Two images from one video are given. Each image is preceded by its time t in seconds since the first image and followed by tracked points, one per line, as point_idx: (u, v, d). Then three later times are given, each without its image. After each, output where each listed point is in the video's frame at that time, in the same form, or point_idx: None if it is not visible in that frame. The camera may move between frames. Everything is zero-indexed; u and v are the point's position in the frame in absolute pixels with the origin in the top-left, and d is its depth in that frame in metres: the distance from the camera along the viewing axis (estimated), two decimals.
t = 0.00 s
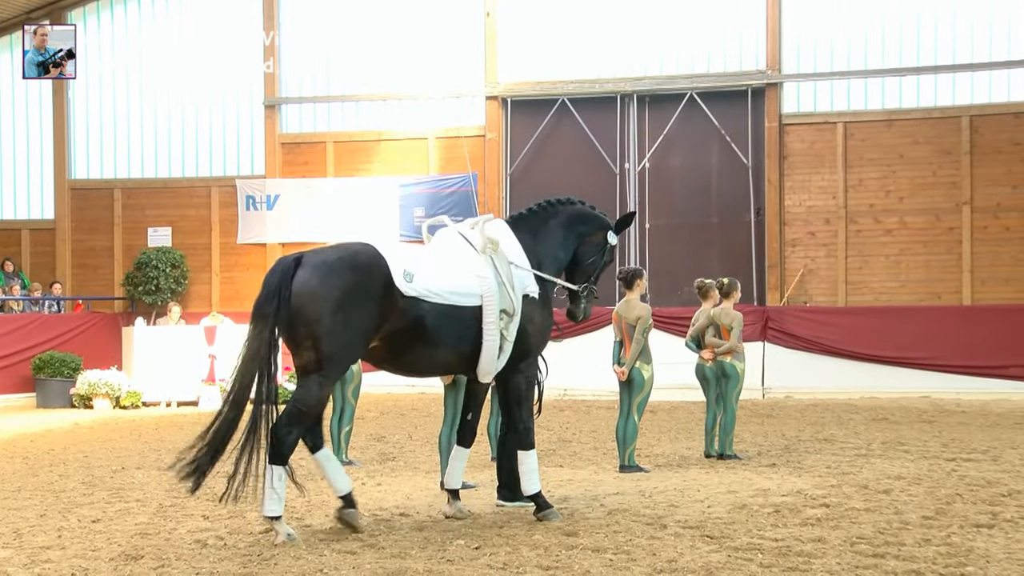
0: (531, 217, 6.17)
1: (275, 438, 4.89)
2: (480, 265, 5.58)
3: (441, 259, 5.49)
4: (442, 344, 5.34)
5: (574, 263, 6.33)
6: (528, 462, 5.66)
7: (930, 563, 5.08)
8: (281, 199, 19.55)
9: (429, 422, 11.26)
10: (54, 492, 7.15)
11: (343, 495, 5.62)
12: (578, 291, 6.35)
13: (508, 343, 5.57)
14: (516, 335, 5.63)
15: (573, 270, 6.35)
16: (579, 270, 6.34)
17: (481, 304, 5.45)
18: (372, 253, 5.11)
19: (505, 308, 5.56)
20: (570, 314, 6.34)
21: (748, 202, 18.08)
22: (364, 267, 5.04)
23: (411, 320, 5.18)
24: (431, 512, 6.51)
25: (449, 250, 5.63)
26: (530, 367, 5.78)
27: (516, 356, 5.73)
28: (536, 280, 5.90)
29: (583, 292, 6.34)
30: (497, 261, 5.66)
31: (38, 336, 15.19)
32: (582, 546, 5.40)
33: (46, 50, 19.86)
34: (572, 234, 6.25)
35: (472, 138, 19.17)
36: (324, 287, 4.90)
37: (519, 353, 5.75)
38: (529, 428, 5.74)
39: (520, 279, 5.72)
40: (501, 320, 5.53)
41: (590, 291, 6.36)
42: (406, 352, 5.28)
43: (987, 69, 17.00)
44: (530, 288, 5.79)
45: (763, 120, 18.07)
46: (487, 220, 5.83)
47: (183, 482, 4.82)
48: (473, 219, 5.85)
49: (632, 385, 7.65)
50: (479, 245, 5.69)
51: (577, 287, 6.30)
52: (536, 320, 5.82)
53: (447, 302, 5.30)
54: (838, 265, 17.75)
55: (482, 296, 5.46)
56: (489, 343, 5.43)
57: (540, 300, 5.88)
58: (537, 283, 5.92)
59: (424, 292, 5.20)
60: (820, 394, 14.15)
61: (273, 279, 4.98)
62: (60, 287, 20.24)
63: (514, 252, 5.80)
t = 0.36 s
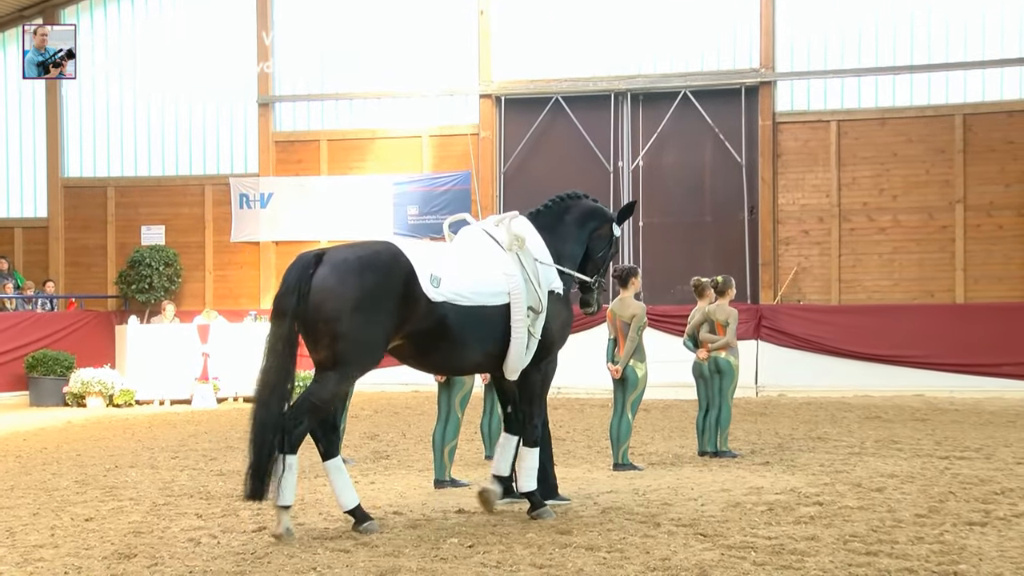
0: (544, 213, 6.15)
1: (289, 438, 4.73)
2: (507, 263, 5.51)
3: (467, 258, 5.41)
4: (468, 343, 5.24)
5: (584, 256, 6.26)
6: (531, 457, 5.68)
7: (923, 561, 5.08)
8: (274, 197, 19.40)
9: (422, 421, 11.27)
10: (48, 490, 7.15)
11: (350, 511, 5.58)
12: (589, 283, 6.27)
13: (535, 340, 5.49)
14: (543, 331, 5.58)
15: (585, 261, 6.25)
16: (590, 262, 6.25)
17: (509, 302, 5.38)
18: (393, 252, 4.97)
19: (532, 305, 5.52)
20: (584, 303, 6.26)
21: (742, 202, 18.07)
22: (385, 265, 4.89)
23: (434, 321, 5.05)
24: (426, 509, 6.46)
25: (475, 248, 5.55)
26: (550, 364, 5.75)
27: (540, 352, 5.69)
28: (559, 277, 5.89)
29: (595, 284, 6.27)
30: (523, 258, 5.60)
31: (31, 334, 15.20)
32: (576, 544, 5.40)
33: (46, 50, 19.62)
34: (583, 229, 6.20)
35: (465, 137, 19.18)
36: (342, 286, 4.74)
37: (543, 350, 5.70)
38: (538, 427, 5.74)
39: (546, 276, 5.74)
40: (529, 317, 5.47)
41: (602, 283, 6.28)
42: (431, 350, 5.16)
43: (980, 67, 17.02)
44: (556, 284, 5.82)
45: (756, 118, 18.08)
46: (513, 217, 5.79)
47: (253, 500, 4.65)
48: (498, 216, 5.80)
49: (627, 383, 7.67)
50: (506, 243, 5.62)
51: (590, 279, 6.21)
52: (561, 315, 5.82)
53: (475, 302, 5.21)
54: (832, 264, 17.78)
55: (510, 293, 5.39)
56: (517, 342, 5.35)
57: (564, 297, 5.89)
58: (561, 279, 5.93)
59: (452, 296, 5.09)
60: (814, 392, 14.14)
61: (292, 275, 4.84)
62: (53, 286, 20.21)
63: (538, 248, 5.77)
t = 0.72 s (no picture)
0: (542, 214, 6.05)
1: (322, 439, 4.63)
2: (513, 260, 5.36)
3: (474, 254, 5.23)
4: (474, 344, 5.08)
5: (579, 262, 6.13)
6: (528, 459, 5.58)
7: (924, 563, 4.99)
8: (266, 195, 19.49)
9: (416, 421, 11.17)
10: (36, 492, 7.05)
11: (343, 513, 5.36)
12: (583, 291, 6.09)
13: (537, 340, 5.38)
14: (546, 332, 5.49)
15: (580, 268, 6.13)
16: (584, 269, 6.14)
17: (514, 301, 5.23)
18: (402, 248, 4.86)
19: (536, 305, 5.40)
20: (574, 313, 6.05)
21: (740, 199, 18.00)
22: (395, 259, 4.79)
23: (445, 319, 4.89)
24: (420, 511, 6.33)
25: (481, 244, 5.38)
26: (552, 365, 5.69)
27: (542, 352, 5.61)
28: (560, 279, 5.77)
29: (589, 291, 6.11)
30: (528, 256, 5.48)
31: (18, 334, 15.25)
32: (572, 547, 5.30)
33: (46, 50, 19.59)
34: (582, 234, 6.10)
35: (460, 133, 19.07)
36: (355, 283, 4.67)
37: (544, 350, 5.62)
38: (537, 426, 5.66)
39: (549, 275, 5.63)
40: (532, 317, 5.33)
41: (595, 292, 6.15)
42: (438, 352, 4.99)
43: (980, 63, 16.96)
44: (557, 284, 5.71)
45: (754, 115, 18.00)
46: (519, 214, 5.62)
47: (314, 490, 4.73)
48: (503, 212, 5.62)
49: (623, 384, 7.56)
50: (512, 240, 5.47)
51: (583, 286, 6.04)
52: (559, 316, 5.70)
53: (482, 300, 5.04)
54: (831, 262, 17.69)
55: (515, 292, 5.24)
56: (520, 342, 5.20)
57: (565, 297, 5.82)
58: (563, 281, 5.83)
59: (460, 294, 4.92)
60: (812, 392, 14.05)
61: (303, 275, 4.74)
62: (42, 284, 20.09)
63: (542, 248, 5.65)
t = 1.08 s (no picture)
0: (530, 204, 5.83)
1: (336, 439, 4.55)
2: (507, 255, 5.27)
3: (470, 247, 5.13)
4: (475, 339, 4.94)
5: (570, 250, 5.99)
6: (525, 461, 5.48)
7: (932, 568, 4.87)
8: (262, 192, 19.38)
9: (416, 423, 11.07)
10: (29, 495, 6.93)
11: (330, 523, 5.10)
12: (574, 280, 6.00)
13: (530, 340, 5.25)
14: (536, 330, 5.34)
15: (572, 257, 6.00)
16: (576, 258, 6.00)
17: (508, 298, 5.11)
18: (412, 239, 4.76)
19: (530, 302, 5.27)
20: (568, 302, 5.98)
21: (744, 197, 17.89)
22: (411, 252, 4.69)
23: (451, 312, 4.78)
24: (418, 514, 6.19)
25: (475, 238, 5.30)
26: (538, 364, 5.51)
27: (530, 351, 5.43)
28: (551, 277, 5.63)
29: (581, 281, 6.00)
30: (520, 252, 5.38)
31: (12, 333, 15.18)
32: (573, 551, 5.17)
33: (46, 50, 19.48)
34: (571, 221, 5.93)
35: (460, 130, 18.96)
36: (371, 278, 4.53)
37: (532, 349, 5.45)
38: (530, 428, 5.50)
39: (540, 273, 5.50)
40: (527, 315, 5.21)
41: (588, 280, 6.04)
42: (440, 347, 4.84)
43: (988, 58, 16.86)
44: (548, 282, 5.57)
45: (759, 112, 17.89)
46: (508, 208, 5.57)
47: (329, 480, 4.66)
48: (492, 208, 5.57)
49: (626, 384, 7.46)
50: (503, 235, 5.39)
51: (575, 277, 5.93)
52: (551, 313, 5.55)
53: (482, 295, 4.93)
54: (836, 261, 17.58)
55: (510, 288, 5.13)
56: (515, 340, 5.08)
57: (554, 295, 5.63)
58: (551, 278, 5.67)
59: (466, 285, 4.83)
60: (818, 393, 13.97)
61: (319, 270, 4.57)
62: (35, 283, 19.98)
63: (532, 244, 5.58)
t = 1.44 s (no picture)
0: (502, 200, 5.68)
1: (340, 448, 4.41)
2: (488, 253, 5.11)
3: (452, 243, 4.98)
4: (465, 337, 4.82)
5: (550, 241, 5.84)
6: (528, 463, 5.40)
7: (939, 571, 4.74)
8: (258, 190, 19.30)
9: (414, 424, 10.96)
10: (22, 497, 6.82)
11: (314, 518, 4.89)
12: (558, 270, 5.88)
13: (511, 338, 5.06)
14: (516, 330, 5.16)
15: (553, 247, 5.85)
16: (557, 248, 5.85)
17: (491, 294, 4.93)
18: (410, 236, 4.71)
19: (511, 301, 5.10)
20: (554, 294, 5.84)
21: (748, 195, 17.79)
22: (413, 250, 4.65)
23: (447, 307, 4.70)
24: (417, 517, 6.08)
25: (453, 235, 5.10)
26: (523, 365, 5.33)
27: (510, 351, 5.25)
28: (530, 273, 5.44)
29: (564, 271, 5.88)
30: (499, 250, 5.22)
31: (8, 331, 15.13)
32: (574, 554, 5.05)
33: (46, 50, 19.53)
34: (546, 211, 5.77)
35: (459, 127, 18.89)
36: (382, 276, 4.46)
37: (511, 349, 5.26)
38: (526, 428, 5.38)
39: (519, 269, 5.30)
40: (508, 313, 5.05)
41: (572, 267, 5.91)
42: (432, 345, 4.73)
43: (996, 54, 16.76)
44: (527, 279, 5.36)
45: (763, 109, 17.78)
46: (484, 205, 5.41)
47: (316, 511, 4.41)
48: (469, 206, 5.42)
49: (628, 385, 7.37)
50: (481, 232, 5.23)
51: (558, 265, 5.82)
52: (528, 312, 5.36)
53: (472, 289, 4.79)
54: (841, 260, 17.47)
55: (493, 283, 4.96)
56: (498, 337, 4.91)
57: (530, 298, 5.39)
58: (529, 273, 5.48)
59: (458, 275, 4.73)
60: (824, 394, 13.86)
61: (329, 270, 4.41)
62: (28, 282, 19.87)
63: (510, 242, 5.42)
